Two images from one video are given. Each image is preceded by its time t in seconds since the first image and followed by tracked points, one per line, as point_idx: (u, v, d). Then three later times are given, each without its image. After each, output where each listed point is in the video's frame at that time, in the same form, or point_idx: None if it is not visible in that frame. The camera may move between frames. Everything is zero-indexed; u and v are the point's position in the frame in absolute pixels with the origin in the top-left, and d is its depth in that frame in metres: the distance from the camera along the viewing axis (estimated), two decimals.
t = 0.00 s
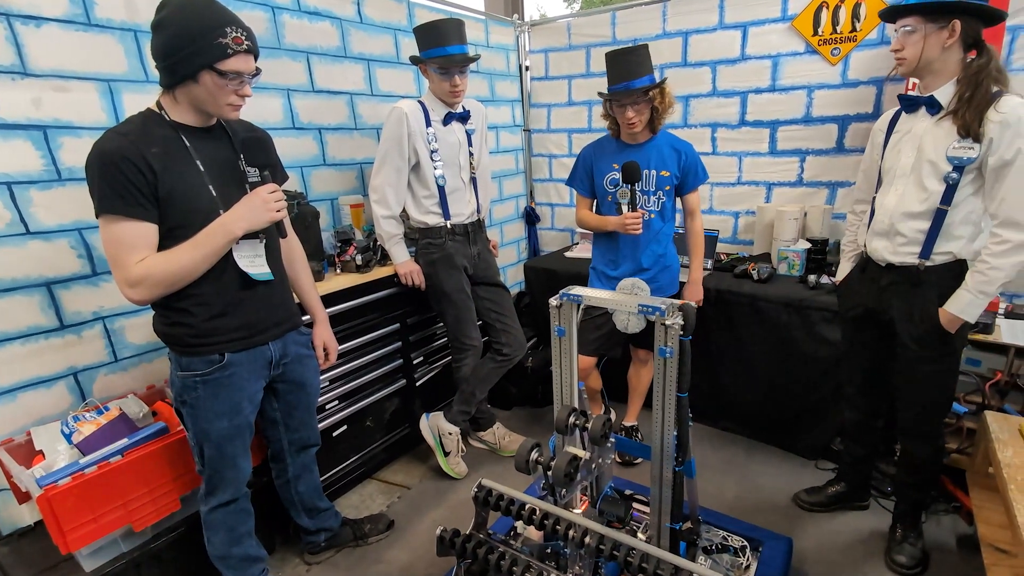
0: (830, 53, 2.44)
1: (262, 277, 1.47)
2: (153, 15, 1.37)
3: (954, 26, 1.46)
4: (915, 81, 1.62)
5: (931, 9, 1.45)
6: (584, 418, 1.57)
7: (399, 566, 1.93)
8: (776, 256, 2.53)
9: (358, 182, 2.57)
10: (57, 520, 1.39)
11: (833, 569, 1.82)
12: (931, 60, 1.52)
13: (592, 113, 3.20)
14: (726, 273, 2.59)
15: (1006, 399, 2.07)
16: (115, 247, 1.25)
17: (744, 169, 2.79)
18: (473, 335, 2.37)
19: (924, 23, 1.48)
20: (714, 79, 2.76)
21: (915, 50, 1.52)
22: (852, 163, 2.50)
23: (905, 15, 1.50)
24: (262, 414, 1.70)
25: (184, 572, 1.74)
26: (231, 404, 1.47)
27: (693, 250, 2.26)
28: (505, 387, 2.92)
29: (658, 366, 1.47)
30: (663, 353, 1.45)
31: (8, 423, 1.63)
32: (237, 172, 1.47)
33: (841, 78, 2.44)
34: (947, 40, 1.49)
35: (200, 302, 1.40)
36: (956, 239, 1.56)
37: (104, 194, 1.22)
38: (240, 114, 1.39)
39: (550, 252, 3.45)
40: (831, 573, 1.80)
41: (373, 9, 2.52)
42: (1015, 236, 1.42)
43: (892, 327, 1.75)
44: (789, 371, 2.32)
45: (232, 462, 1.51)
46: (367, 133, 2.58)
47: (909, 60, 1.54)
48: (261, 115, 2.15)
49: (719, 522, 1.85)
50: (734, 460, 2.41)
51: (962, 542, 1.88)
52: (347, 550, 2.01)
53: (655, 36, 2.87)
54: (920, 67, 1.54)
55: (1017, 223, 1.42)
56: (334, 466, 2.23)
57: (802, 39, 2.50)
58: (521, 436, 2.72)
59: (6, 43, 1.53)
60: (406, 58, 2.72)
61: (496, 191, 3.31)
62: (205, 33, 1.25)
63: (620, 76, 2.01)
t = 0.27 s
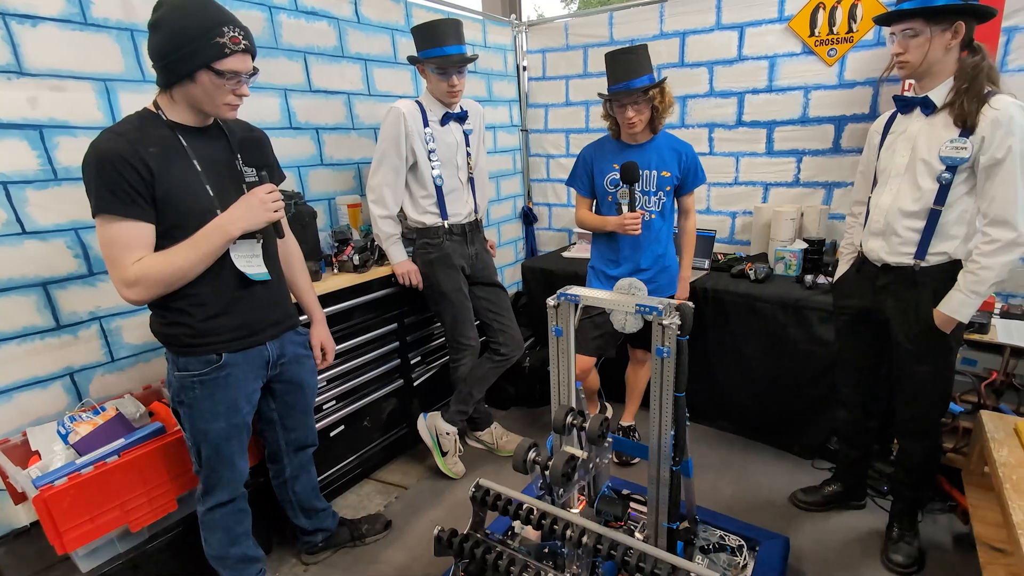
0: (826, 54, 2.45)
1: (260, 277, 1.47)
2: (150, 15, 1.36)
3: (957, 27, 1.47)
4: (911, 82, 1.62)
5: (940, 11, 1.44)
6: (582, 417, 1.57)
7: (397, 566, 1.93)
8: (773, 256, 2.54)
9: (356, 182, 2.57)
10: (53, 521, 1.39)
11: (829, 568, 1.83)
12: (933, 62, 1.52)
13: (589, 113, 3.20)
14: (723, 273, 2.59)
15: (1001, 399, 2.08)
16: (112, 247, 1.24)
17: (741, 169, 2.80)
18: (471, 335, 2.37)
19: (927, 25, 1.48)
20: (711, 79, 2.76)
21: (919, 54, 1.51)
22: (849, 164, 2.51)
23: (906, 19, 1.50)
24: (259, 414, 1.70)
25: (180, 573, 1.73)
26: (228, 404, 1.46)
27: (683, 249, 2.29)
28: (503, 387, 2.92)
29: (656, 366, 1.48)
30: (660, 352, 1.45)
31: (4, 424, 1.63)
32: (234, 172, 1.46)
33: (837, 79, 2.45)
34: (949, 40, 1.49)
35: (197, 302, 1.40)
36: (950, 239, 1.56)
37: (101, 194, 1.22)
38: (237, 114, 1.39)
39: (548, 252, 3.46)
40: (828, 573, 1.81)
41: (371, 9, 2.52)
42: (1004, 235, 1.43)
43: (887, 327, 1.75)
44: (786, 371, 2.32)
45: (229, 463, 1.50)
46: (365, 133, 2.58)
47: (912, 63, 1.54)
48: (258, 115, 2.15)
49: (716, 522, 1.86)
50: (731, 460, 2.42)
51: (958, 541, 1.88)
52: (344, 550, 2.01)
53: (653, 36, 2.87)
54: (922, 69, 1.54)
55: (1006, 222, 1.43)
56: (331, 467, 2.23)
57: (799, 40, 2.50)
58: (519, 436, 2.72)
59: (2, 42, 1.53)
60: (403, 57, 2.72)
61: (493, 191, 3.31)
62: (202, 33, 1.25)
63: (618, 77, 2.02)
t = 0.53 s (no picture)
0: (824, 54, 2.45)
1: (259, 277, 1.47)
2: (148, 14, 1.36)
3: (965, 27, 1.46)
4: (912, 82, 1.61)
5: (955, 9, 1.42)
6: (581, 418, 1.58)
7: (396, 567, 1.93)
8: (771, 256, 2.54)
9: (354, 183, 2.57)
10: (51, 522, 1.38)
11: (828, 568, 1.83)
12: (939, 62, 1.52)
13: (588, 113, 3.21)
14: (722, 273, 2.59)
15: (999, 399, 2.09)
16: (111, 248, 1.24)
17: (739, 169, 2.80)
18: (470, 335, 2.37)
19: (935, 25, 1.46)
20: (710, 80, 2.77)
21: (929, 53, 1.49)
22: (847, 164, 2.51)
23: (913, 19, 1.48)
24: (258, 415, 1.69)
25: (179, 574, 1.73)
26: (227, 405, 1.46)
27: (689, 250, 2.27)
28: (502, 387, 2.92)
29: (655, 366, 1.48)
30: (659, 352, 1.45)
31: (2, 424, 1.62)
32: (233, 172, 1.46)
33: (835, 79, 2.46)
34: (955, 40, 1.50)
35: (196, 302, 1.39)
36: (954, 239, 1.57)
37: (99, 194, 1.21)
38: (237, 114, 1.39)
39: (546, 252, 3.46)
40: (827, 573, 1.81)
41: (369, 9, 2.52)
42: (1009, 234, 1.44)
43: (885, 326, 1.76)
44: (785, 371, 2.33)
45: (228, 463, 1.50)
46: (364, 133, 2.58)
47: (921, 64, 1.52)
48: (257, 115, 2.15)
49: (715, 521, 1.86)
50: (730, 460, 2.42)
51: (956, 540, 1.89)
52: (343, 551, 2.01)
53: (651, 36, 2.88)
54: (929, 69, 1.53)
55: (1011, 221, 1.44)
56: (330, 467, 2.22)
57: (797, 40, 2.51)
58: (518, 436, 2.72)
59: None
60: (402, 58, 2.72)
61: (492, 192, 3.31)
62: (202, 33, 1.25)
63: (627, 72, 2.01)
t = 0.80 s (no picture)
0: (824, 54, 2.45)
1: (258, 277, 1.47)
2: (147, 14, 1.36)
3: (975, 26, 1.46)
4: (919, 81, 1.60)
5: (967, 8, 1.41)
6: (581, 417, 1.57)
7: (395, 567, 1.93)
8: (771, 256, 2.54)
9: (354, 182, 2.57)
10: (50, 523, 1.38)
11: (829, 568, 1.83)
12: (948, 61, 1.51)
13: (588, 113, 3.20)
14: (722, 273, 2.59)
15: (999, 399, 2.09)
16: (110, 247, 1.24)
17: (739, 169, 2.80)
18: (469, 335, 2.37)
19: (946, 24, 1.45)
20: (710, 79, 2.77)
21: (938, 52, 1.48)
22: (847, 164, 2.51)
23: (924, 18, 1.46)
24: (257, 415, 1.69)
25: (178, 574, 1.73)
26: (227, 405, 1.46)
27: (688, 252, 2.27)
28: (501, 387, 2.92)
29: (655, 365, 1.48)
30: (659, 352, 1.45)
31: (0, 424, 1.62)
32: (233, 172, 1.46)
33: (835, 79, 2.46)
34: (964, 40, 1.48)
35: (195, 302, 1.39)
36: (962, 239, 1.57)
37: (98, 193, 1.21)
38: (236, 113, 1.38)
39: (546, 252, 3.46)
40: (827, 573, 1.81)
41: (369, 9, 2.52)
42: (1018, 235, 1.46)
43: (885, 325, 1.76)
44: (785, 371, 2.33)
45: (227, 464, 1.50)
46: (363, 133, 2.57)
47: (931, 63, 1.50)
48: (256, 114, 2.14)
49: (715, 521, 1.86)
50: (729, 460, 2.42)
51: (956, 540, 1.89)
52: (343, 551, 2.00)
53: (651, 36, 2.88)
54: (939, 68, 1.52)
55: (1022, 222, 1.45)
56: (329, 467, 2.22)
57: (797, 40, 2.51)
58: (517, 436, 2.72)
59: None
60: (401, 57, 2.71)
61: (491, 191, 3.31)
62: (201, 31, 1.24)
63: (632, 68, 2.00)
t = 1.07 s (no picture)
0: (824, 54, 2.45)
1: (257, 277, 1.47)
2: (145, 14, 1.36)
3: (981, 26, 1.46)
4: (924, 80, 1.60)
5: (974, 9, 1.41)
6: (581, 418, 1.57)
7: (395, 567, 1.93)
8: (771, 256, 2.54)
9: (353, 182, 2.57)
10: (49, 522, 1.38)
11: (829, 568, 1.83)
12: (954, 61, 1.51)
13: (588, 113, 3.20)
14: (722, 273, 2.59)
15: (999, 399, 2.09)
16: (110, 247, 1.24)
17: (739, 169, 2.80)
18: (469, 335, 2.36)
19: (953, 25, 1.45)
20: (710, 79, 2.76)
21: (945, 53, 1.48)
22: (847, 164, 2.51)
23: (932, 19, 1.46)
24: (257, 415, 1.69)
25: (177, 574, 1.72)
26: (226, 405, 1.46)
27: (685, 252, 2.27)
28: (501, 387, 2.92)
29: (655, 366, 1.47)
30: (659, 352, 1.45)
31: None
32: (232, 172, 1.46)
33: (835, 79, 2.45)
34: (970, 40, 1.49)
35: (195, 302, 1.39)
36: (967, 238, 1.58)
37: (98, 193, 1.21)
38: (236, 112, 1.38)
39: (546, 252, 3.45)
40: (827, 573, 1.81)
41: (368, 8, 2.51)
42: None
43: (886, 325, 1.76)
44: (785, 371, 2.33)
45: (227, 464, 1.50)
46: (362, 133, 2.57)
47: (938, 64, 1.50)
48: (255, 114, 2.14)
49: (715, 521, 1.85)
50: (729, 460, 2.42)
51: (956, 540, 1.89)
52: (343, 551, 2.00)
53: (651, 36, 2.87)
54: (946, 68, 1.52)
55: None
56: (329, 467, 2.22)
57: (797, 40, 2.51)
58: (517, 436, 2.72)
59: None
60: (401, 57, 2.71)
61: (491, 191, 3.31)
62: (201, 30, 1.24)
63: (631, 70, 1.99)
